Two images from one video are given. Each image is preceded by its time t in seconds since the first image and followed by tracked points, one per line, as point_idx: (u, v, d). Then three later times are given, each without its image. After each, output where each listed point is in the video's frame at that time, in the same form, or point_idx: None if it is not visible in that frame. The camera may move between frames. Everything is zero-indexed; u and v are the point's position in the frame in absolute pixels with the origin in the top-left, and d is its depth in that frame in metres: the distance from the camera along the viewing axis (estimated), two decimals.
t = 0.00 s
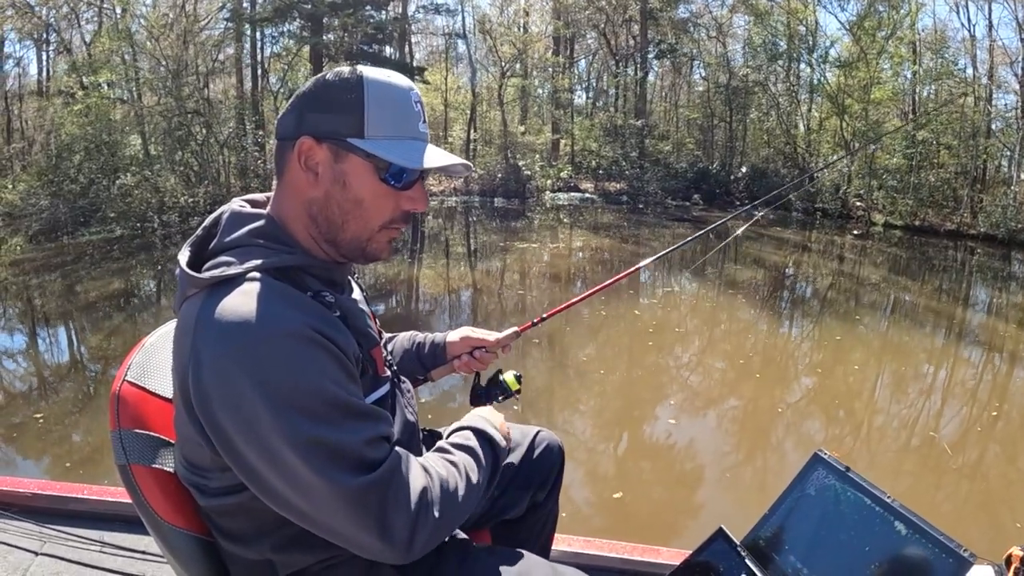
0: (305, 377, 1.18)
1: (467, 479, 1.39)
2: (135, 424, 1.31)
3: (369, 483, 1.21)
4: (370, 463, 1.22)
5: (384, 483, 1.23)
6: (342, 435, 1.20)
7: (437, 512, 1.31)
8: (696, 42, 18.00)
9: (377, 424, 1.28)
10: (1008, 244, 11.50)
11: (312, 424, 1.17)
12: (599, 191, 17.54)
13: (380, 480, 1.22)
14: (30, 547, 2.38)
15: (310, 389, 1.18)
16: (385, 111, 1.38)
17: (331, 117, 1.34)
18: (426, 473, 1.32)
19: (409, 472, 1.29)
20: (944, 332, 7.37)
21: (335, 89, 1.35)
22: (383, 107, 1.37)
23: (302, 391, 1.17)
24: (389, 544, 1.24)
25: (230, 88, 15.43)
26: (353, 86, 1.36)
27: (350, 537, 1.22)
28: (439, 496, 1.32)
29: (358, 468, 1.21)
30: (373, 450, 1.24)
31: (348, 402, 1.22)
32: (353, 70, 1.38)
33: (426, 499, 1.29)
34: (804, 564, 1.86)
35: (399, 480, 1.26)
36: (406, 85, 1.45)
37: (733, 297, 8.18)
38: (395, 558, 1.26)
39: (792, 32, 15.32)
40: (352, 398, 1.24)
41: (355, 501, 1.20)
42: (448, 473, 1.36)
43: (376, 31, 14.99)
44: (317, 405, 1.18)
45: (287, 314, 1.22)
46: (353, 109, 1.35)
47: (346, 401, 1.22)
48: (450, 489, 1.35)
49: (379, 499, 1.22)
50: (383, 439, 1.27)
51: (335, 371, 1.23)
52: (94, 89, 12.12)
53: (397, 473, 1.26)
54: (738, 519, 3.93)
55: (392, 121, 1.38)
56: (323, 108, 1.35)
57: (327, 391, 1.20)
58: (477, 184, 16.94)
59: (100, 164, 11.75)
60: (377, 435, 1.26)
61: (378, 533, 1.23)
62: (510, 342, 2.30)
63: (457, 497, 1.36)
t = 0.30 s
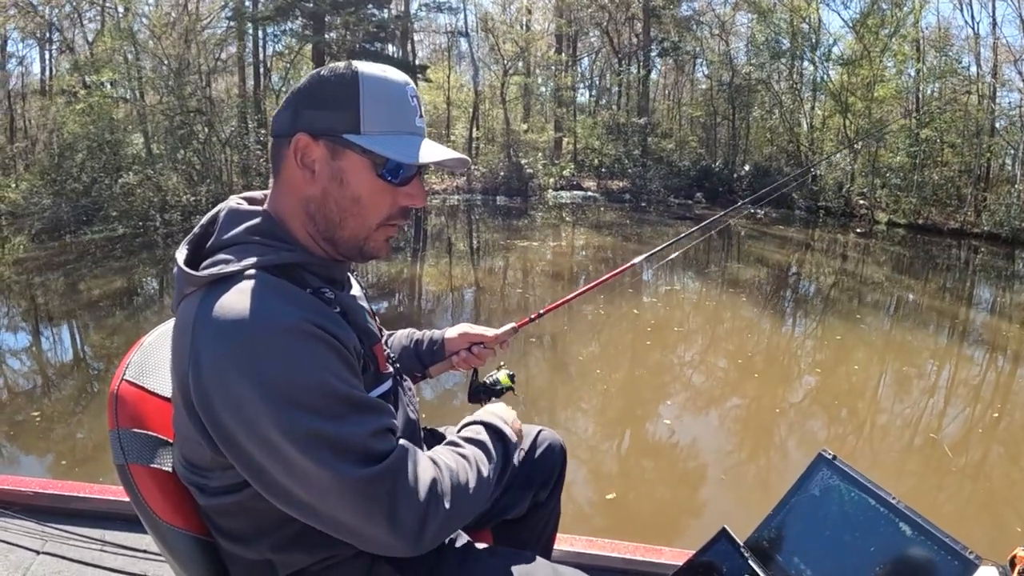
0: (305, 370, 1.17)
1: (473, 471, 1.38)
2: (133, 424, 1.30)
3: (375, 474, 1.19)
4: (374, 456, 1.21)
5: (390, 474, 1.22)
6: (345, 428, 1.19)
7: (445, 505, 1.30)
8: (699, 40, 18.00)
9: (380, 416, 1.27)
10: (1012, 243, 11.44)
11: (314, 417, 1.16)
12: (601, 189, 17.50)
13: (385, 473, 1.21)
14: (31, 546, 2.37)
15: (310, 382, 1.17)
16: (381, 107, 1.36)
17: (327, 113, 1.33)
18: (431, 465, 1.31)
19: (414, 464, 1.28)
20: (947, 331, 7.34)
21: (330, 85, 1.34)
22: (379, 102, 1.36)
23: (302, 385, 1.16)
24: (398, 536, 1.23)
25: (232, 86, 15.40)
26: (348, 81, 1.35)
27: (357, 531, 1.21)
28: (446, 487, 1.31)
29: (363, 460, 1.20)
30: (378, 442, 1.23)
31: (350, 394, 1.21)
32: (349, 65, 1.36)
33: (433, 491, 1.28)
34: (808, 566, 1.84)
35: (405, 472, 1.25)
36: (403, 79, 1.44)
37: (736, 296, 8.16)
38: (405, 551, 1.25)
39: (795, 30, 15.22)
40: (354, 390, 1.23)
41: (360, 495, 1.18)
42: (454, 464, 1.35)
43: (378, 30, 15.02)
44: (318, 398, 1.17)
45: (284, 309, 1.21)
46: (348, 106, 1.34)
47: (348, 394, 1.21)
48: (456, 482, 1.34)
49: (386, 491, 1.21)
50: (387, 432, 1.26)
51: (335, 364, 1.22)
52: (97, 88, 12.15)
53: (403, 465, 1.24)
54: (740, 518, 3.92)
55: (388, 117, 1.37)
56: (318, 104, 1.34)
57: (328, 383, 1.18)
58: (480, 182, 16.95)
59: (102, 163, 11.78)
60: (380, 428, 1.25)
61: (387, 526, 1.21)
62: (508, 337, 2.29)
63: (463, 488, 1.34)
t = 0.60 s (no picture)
0: (302, 363, 1.15)
1: (478, 463, 1.36)
2: (129, 422, 1.29)
3: (376, 467, 1.18)
4: (375, 449, 1.20)
5: (392, 466, 1.20)
6: (345, 421, 1.17)
7: (448, 498, 1.28)
8: (702, 36, 18.10)
9: (381, 409, 1.25)
10: (1017, 240, 11.41)
11: (314, 410, 1.15)
12: (604, 186, 17.48)
13: (387, 466, 1.19)
14: (33, 545, 2.36)
15: (308, 374, 1.15)
16: (378, 99, 1.35)
17: (323, 106, 1.32)
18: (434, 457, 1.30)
19: (416, 457, 1.26)
20: (951, 329, 7.31)
21: (325, 78, 1.33)
22: (375, 95, 1.35)
23: (300, 378, 1.14)
24: (402, 529, 1.22)
25: (234, 84, 15.38)
26: (343, 73, 1.33)
27: (360, 524, 1.19)
28: (449, 480, 1.29)
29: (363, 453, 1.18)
30: (379, 435, 1.21)
31: (348, 386, 1.20)
32: (343, 58, 1.35)
33: (435, 483, 1.27)
34: (814, 566, 1.82)
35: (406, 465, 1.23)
36: (399, 72, 1.43)
37: (739, 293, 8.13)
38: (409, 544, 1.24)
39: (798, 26, 15.14)
40: (353, 382, 1.21)
41: (362, 487, 1.17)
42: (456, 457, 1.33)
43: (380, 27, 15.11)
44: (316, 391, 1.16)
45: (280, 302, 1.19)
46: (344, 97, 1.32)
47: (346, 386, 1.19)
48: (459, 474, 1.32)
49: (388, 484, 1.20)
50: (388, 425, 1.25)
51: (333, 356, 1.21)
52: (99, 86, 12.18)
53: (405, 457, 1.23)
54: (744, 516, 3.91)
55: (385, 109, 1.36)
56: (314, 97, 1.32)
57: (327, 376, 1.17)
58: (482, 179, 16.98)
59: (103, 162, 12.00)
60: (381, 419, 1.24)
61: (390, 519, 1.20)
62: (505, 331, 2.30)
63: (467, 480, 1.33)
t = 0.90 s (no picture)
0: (302, 363, 1.14)
1: (481, 461, 1.35)
2: (127, 423, 1.29)
3: (376, 468, 1.17)
4: (375, 450, 1.19)
5: (392, 467, 1.19)
6: (344, 421, 1.16)
7: (450, 497, 1.27)
8: (704, 32, 18.26)
9: (380, 410, 1.24)
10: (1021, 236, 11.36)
11: (313, 411, 1.13)
12: (606, 183, 17.45)
13: (387, 467, 1.18)
14: (34, 545, 2.36)
15: (306, 374, 1.14)
16: (382, 95, 1.34)
17: (325, 102, 1.30)
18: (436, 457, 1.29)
19: (416, 458, 1.25)
20: (955, 325, 7.28)
21: (327, 74, 1.31)
22: (378, 90, 1.33)
23: (299, 378, 1.13)
24: (402, 530, 1.21)
25: (236, 82, 15.37)
26: (347, 69, 1.32)
27: (359, 526, 1.18)
28: (450, 480, 1.28)
29: (363, 454, 1.17)
30: (379, 435, 1.20)
31: (348, 387, 1.18)
32: (346, 54, 1.33)
33: (436, 483, 1.26)
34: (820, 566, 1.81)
35: (407, 465, 1.22)
36: (401, 67, 1.41)
37: (743, 290, 8.10)
38: (410, 546, 1.23)
39: (801, 22, 15.11)
40: (353, 382, 1.20)
41: (362, 489, 1.16)
42: (457, 456, 1.32)
43: (381, 25, 15.22)
44: (316, 391, 1.14)
45: (278, 301, 1.18)
46: (348, 93, 1.31)
47: (346, 386, 1.18)
48: (461, 472, 1.30)
49: (388, 485, 1.18)
50: (388, 425, 1.24)
51: (333, 356, 1.20)
52: (101, 85, 12.19)
53: (405, 458, 1.22)
54: (747, 513, 3.89)
55: (389, 105, 1.35)
56: (316, 92, 1.31)
57: (326, 376, 1.16)
58: (484, 176, 16.99)
59: (106, 160, 12.04)
60: (380, 420, 1.22)
61: (389, 520, 1.19)
62: (507, 338, 2.28)
63: (469, 481, 1.31)
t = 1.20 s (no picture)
0: (300, 367, 1.13)
1: (470, 473, 1.36)
2: (125, 425, 1.29)
3: (373, 475, 1.16)
4: (372, 454, 1.18)
5: (387, 474, 1.18)
6: (340, 425, 1.15)
7: (444, 506, 1.27)
8: (705, 30, 18.08)
9: (377, 415, 1.23)
10: None
11: (311, 415, 1.12)
12: (608, 182, 17.44)
13: (383, 472, 1.18)
14: (35, 545, 2.35)
15: (304, 377, 1.13)
16: (390, 95, 1.33)
17: (334, 102, 1.29)
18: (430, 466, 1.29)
19: (413, 464, 1.25)
20: (958, 324, 7.25)
21: (333, 73, 1.30)
22: (386, 90, 1.33)
23: (296, 381, 1.12)
24: (398, 537, 1.20)
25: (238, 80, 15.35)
26: (354, 69, 1.31)
27: (357, 533, 1.17)
28: (444, 490, 1.28)
29: (360, 459, 1.16)
30: (375, 440, 1.19)
31: (345, 392, 1.18)
32: (351, 52, 1.32)
33: (431, 493, 1.26)
34: (822, 567, 1.80)
35: (404, 471, 1.22)
36: (404, 66, 1.41)
37: (745, 288, 8.09)
38: (404, 554, 1.22)
39: (803, 19, 15.09)
40: (350, 387, 1.19)
41: (359, 494, 1.15)
42: (449, 468, 1.33)
43: (381, 24, 15.24)
44: (313, 395, 1.13)
45: (277, 303, 1.17)
46: (355, 93, 1.30)
47: (343, 391, 1.17)
48: (453, 485, 1.31)
49: (383, 492, 1.18)
50: (385, 431, 1.23)
51: (331, 360, 1.19)
52: (102, 84, 12.19)
53: (401, 465, 1.21)
54: (748, 512, 3.88)
55: (395, 104, 1.34)
56: (323, 92, 1.29)
57: (324, 381, 1.15)
58: (485, 175, 17.00)
59: (107, 159, 12.07)
60: (376, 425, 1.22)
61: (384, 526, 1.18)
62: (507, 348, 2.27)
63: (460, 492, 1.32)
